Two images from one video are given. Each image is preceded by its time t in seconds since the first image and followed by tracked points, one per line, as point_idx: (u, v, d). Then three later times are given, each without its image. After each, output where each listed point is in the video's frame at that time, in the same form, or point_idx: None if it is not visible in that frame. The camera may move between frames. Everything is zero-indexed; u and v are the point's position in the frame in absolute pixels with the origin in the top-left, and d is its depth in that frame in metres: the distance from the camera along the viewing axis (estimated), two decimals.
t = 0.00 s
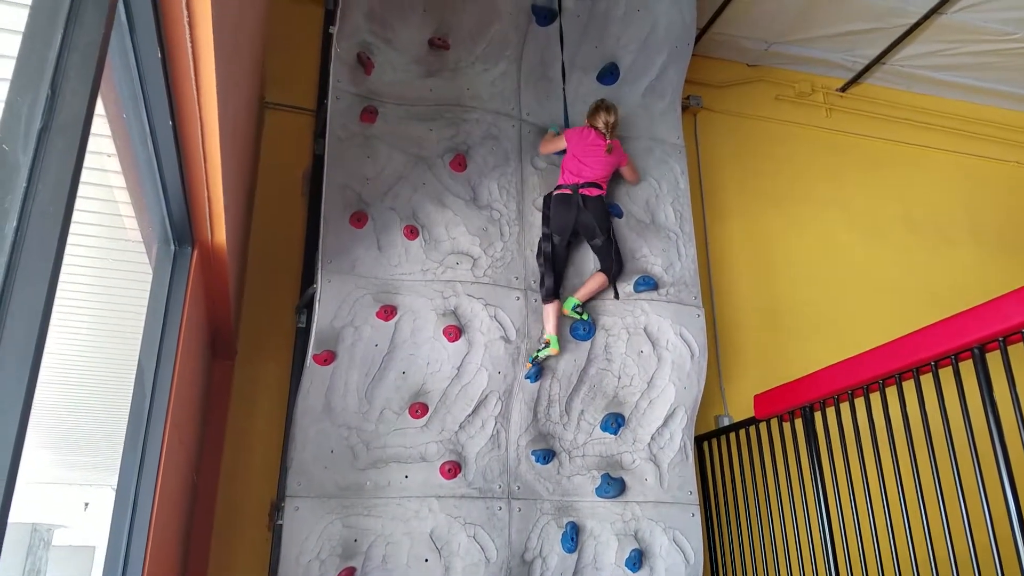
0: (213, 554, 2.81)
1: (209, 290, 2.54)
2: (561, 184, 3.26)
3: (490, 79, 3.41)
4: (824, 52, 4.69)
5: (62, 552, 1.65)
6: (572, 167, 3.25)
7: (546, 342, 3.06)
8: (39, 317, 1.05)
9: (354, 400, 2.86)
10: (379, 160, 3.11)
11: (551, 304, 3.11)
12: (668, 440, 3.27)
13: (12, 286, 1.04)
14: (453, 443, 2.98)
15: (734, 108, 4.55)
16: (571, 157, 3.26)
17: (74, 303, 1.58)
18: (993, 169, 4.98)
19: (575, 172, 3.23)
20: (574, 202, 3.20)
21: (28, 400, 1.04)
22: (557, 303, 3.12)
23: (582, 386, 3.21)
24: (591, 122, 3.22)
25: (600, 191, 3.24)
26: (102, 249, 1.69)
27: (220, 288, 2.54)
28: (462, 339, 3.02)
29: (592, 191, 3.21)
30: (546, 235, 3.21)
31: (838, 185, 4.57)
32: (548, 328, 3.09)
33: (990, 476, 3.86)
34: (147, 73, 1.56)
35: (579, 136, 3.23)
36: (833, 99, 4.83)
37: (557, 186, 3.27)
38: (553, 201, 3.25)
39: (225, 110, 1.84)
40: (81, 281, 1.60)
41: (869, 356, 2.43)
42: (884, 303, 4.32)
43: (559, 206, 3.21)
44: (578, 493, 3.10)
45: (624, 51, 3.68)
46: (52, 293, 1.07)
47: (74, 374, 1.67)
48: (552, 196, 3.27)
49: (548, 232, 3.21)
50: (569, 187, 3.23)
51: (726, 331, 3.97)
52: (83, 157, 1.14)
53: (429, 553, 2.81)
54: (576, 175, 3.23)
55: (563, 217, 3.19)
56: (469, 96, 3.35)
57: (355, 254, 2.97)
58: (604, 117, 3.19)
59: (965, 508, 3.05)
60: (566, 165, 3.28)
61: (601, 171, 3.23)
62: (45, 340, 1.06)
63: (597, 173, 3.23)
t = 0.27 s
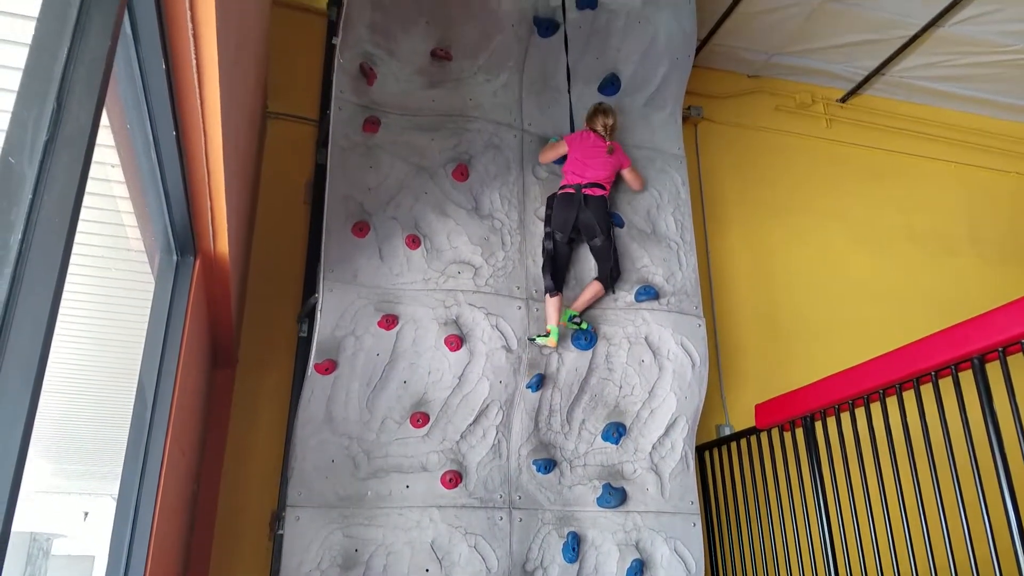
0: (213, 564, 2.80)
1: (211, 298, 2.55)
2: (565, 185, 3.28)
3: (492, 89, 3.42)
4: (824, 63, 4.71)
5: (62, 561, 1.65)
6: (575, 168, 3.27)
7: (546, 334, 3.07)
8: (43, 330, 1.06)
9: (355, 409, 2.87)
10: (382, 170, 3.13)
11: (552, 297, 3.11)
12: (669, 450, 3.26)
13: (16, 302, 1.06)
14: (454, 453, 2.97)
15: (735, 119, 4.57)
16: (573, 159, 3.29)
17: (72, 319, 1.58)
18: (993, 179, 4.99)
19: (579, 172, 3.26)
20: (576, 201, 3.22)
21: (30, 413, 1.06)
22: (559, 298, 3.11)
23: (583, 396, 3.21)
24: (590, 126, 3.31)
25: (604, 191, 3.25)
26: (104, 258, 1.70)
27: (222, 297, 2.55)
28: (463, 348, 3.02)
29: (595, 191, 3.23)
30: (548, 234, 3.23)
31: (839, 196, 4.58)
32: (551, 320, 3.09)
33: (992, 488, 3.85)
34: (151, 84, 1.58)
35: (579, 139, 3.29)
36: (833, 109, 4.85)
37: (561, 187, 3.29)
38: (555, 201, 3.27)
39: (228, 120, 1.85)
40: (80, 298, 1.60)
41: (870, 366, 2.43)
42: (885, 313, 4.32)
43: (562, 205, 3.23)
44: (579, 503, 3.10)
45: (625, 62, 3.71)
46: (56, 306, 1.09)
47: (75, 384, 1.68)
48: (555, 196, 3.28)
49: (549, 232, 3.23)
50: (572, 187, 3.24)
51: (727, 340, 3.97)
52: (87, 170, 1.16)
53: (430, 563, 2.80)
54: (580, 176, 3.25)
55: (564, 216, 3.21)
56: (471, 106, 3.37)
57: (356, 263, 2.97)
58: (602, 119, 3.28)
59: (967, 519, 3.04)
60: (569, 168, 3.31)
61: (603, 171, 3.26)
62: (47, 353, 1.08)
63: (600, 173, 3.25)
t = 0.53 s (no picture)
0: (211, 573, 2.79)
1: (210, 306, 2.55)
2: (570, 186, 3.29)
3: (492, 98, 3.43)
4: (823, 72, 4.73)
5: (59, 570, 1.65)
6: (580, 169, 3.29)
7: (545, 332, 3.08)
8: (44, 338, 1.07)
9: (354, 417, 2.86)
10: (382, 178, 3.13)
11: (554, 293, 3.13)
12: (668, 458, 3.26)
13: (18, 311, 1.06)
14: (454, 461, 2.97)
15: (734, 128, 4.58)
16: (576, 160, 3.31)
17: (68, 324, 1.55)
18: (992, 188, 5.00)
19: (584, 173, 3.28)
20: (583, 199, 3.24)
21: (30, 422, 1.06)
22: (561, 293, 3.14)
23: (583, 403, 3.20)
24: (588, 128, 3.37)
25: (609, 193, 3.28)
26: (104, 266, 1.70)
27: (222, 305, 2.55)
28: (463, 356, 3.02)
29: (602, 192, 3.26)
30: (553, 231, 3.24)
31: (838, 204, 4.59)
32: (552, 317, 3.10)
33: (991, 497, 3.84)
34: (153, 93, 1.59)
35: (580, 141, 3.33)
36: (832, 118, 4.86)
37: (566, 188, 3.30)
38: (561, 199, 3.28)
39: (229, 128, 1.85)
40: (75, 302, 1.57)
41: (869, 374, 2.43)
42: (884, 321, 4.32)
43: (567, 204, 3.25)
44: (578, 511, 3.09)
45: (625, 71, 3.73)
46: (56, 314, 1.09)
47: (75, 391, 1.68)
48: (560, 196, 3.30)
49: (555, 229, 3.24)
50: (578, 187, 3.26)
51: (726, 348, 3.97)
52: (89, 178, 1.16)
53: (429, 572, 2.79)
54: (585, 176, 3.28)
55: (570, 214, 3.23)
56: (471, 114, 3.37)
57: (356, 271, 2.98)
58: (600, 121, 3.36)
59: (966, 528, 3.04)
60: (572, 169, 3.32)
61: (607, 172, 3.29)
62: (48, 361, 1.09)
63: (604, 174, 3.28)
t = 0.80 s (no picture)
0: None
1: (208, 312, 2.55)
2: (576, 187, 3.30)
3: (490, 105, 3.44)
4: (821, 79, 4.75)
5: None
6: (585, 170, 3.30)
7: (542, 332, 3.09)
8: (41, 343, 1.08)
9: (352, 424, 2.86)
10: (380, 185, 3.14)
11: (556, 291, 3.13)
12: (667, 465, 3.26)
13: (16, 315, 1.07)
14: (452, 468, 2.97)
15: (732, 135, 4.60)
16: (580, 162, 3.32)
17: (63, 328, 1.54)
18: (989, 195, 5.02)
19: (590, 174, 3.29)
20: (589, 200, 3.26)
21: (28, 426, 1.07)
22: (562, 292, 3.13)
23: (581, 410, 3.20)
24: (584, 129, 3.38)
25: (615, 193, 3.31)
26: (101, 273, 1.70)
27: (220, 312, 2.55)
28: (461, 363, 3.02)
29: (608, 192, 3.29)
30: (562, 231, 3.26)
31: (835, 211, 4.60)
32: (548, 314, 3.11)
33: (990, 504, 3.84)
34: (151, 100, 1.60)
35: (579, 145, 3.34)
36: (829, 125, 4.88)
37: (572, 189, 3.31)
38: (569, 199, 3.31)
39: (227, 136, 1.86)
40: (70, 305, 1.56)
41: (866, 380, 2.43)
42: (882, 328, 4.33)
43: (575, 204, 3.27)
44: (577, 518, 3.09)
45: (622, 79, 3.74)
46: (55, 317, 1.10)
47: (72, 398, 1.68)
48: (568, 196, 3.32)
49: (564, 229, 3.27)
50: (585, 188, 3.28)
51: (725, 355, 3.98)
52: (86, 184, 1.17)
53: None
54: (591, 177, 3.29)
55: (578, 214, 3.25)
56: (470, 122, 3.38)
57: (354, 278, 2.98)
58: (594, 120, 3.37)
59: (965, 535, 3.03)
60: (575, 171, 3.33)
61: (610, 171, 3.32)
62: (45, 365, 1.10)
63: (609, 174, 3.31)
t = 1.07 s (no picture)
0: None
1: (206, 315, 2.54)
2: (576, 188, 3.30)
3: (489, 109, 3.44)
4: (819, 85, 4.76)
5: None
6: (584, 171, 3.31)
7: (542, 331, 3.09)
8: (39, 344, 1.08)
9: (349, 428, 2.86)
10: (379, 189, 3.14)
11: (553, 292, 3.14)
12: (665, 470, 3.25)
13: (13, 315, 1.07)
14: (449, 472, 2.96)
15: (730, 140, 4.61)
16: (578, 164, 3.33)
17: (61, 330, 1.53)
18: (987, 201, 5.03)
19: (589, 175, 3.30)
20: (590, 202, 3.26)
21: (26, 426, 1.07)
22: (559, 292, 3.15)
23: (579, 415, 3.20)
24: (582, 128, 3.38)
25: (614, 195, 3.33)
26: (99, 275, 1.70)
27: (218, 314, 2.55)
28: (459, 367, 3.02)
29: (608, 194, 3.30)
30: (563, 233, 3.24)
31: (833, 216, 4.60)
32: (546, 315, 3.11)
33: (988, 510, 3.84)
34: (150, 102, 1.59)
35: (575, 148, 3.36)
36: (828, 130, 4.89)
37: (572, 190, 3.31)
38: (569, 200, 3.29)
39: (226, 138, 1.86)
40: (68, 304, 1.55)
41: (865, 386, 2.43)
42: (880, 333, 4.33)
43: (576, 206, 3.26)
44: (574, 523, 3.08)
45: (621, 83, 3.75)
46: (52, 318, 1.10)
47: (70, 400, 1.68)
48: (568, 197, 3.31)
49: (564, 230, 3.25)
50: (584, 189, 3.28)
51: (723, 360, 3.98)
52: (84, 186, 1.17)
53: None
54: (591, 178, 3.29)
55: (579, 216, 3.24)
56: (469, 125, 3.38)
57: (352, 281, 2.97)
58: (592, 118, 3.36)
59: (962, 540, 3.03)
60: (575, 173, 3.33)
61: (609, 173, 3.33)
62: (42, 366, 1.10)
63: (608, 175, 3.32)
